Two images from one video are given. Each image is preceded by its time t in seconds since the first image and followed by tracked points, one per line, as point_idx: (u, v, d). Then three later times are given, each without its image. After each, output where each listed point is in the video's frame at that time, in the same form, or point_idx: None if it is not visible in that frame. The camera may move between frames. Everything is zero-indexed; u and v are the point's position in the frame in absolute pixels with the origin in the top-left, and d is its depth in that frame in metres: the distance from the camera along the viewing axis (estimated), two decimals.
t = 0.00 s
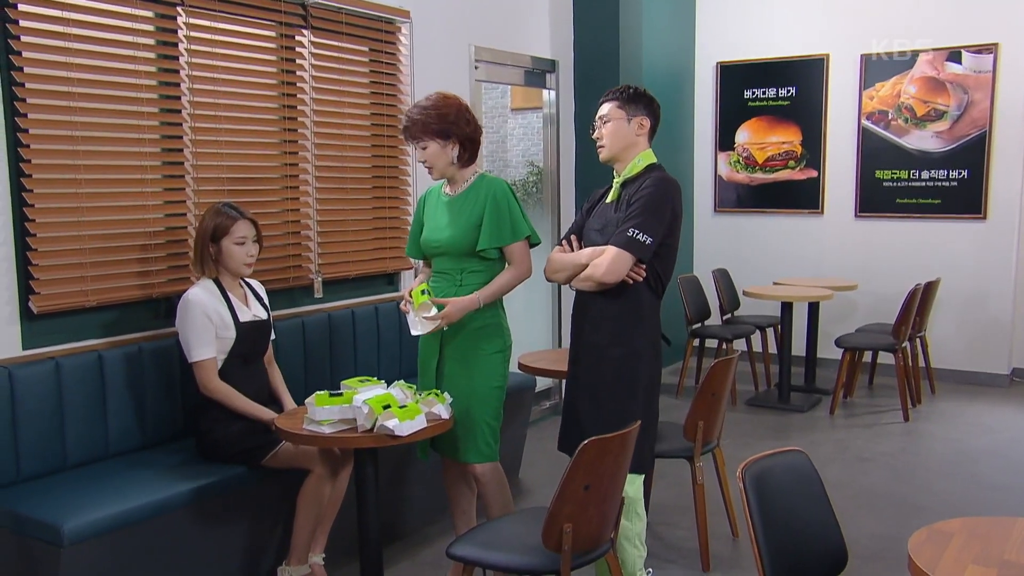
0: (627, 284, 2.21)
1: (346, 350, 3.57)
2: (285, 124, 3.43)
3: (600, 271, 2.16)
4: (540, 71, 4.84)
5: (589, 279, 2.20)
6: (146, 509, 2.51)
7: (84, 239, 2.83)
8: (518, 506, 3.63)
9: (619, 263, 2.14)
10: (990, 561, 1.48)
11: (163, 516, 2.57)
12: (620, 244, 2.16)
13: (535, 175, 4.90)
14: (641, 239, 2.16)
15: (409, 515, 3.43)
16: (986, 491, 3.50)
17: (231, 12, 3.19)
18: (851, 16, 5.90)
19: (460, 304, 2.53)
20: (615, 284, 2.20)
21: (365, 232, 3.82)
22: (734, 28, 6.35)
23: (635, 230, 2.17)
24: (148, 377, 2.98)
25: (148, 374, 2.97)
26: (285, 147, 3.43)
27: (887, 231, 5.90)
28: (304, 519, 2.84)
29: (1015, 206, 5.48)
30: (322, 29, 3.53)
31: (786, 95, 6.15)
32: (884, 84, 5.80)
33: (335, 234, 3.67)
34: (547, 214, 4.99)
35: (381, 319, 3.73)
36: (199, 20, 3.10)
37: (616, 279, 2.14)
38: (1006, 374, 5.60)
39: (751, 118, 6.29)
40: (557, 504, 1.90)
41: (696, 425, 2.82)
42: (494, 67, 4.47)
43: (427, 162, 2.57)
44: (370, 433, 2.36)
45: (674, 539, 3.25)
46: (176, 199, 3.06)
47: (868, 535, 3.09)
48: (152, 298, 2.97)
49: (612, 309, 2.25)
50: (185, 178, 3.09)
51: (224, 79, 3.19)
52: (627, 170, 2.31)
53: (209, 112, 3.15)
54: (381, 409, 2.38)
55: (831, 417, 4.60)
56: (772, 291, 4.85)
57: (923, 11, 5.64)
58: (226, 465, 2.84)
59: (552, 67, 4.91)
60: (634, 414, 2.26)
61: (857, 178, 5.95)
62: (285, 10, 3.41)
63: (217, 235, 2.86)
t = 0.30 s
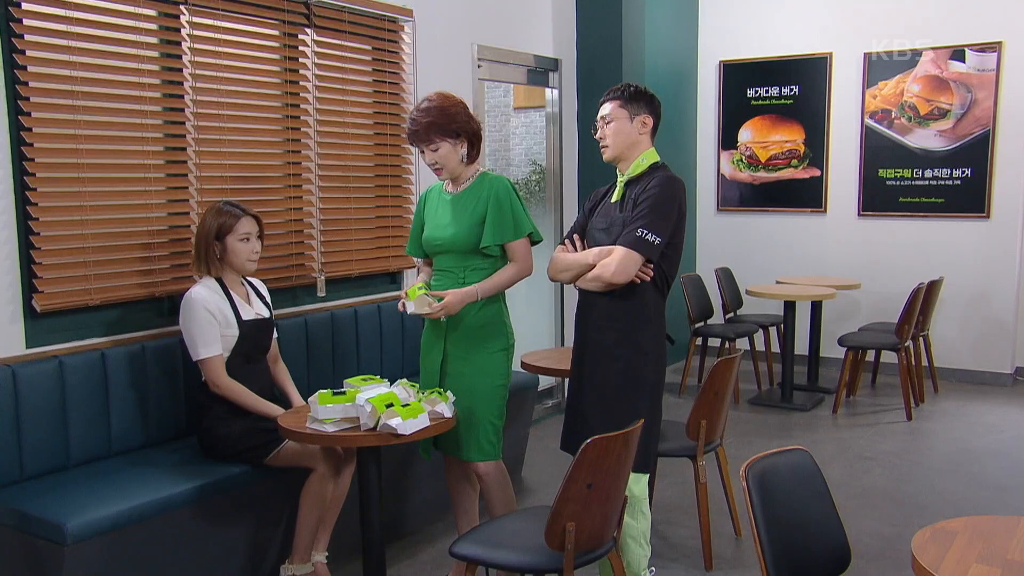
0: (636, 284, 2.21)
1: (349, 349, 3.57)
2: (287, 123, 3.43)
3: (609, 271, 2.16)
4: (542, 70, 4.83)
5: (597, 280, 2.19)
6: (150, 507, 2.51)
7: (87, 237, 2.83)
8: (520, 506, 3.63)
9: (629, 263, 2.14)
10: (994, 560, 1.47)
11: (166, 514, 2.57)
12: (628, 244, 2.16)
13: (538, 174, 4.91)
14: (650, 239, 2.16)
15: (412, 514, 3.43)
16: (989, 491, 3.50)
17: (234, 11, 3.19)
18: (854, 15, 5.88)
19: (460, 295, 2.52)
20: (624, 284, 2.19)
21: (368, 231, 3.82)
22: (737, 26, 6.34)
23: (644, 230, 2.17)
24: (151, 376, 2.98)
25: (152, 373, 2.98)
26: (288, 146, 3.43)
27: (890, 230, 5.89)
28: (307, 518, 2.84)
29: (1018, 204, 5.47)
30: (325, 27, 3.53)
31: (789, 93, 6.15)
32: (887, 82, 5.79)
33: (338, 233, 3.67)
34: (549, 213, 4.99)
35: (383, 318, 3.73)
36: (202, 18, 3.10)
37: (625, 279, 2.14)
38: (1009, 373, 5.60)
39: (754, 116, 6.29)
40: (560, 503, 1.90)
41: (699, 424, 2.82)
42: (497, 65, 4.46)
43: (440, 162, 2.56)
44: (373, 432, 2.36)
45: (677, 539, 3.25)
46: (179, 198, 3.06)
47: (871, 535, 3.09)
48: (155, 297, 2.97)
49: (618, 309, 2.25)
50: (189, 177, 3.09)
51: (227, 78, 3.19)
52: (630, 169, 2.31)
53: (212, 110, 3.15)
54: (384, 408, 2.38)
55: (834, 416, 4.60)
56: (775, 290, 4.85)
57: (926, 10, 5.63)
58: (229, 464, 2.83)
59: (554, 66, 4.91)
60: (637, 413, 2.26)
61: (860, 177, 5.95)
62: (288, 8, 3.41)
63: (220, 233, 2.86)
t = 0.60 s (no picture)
0: (633, 285, 2.21)
1: (349, 348, 3.57)
2: (287, 122, 3.42)
3: (605, 272, 2.16)
4: (542, 69, 4.83)
5: (594, 280, 2.19)
6: (150, 506, 2.51)
7: (87, 237, 2.83)
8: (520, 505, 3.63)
9: (625, 264, 2.14)
10: (994, 560, 1.47)
11: (166, 513, 2.57)
12: (624, 245, 2.16)
13: (538, 173, 4.91)
14: (645, 240, 2.16)
15: (412, 513, 3.43)
16: (989, 490, 3.50)
17: (234, 10, 3.19)
18: (855, 14, 5.88)
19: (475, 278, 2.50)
20: (620, 285, 2.19)
21: (368, 230, 3.82)
22: (737, 25, 6.34)
23: (639, 231, 2.17)
24: (151, 375, 2.98)
25: (152, 373, 2.98)
26: (288, 145, 3.43)
27: (890, 229, 5.89)
28: (307, 516, 2.83)
29: (1019, 204, 5.47)
30: (325, 27, 3.53)
31: (790, 93, 6.14)
32: (887, 82, 5.79)
33: (338, 232, 3.67)
34: (550, 212, 4.99)
35: (383, 317, 3.73)
36: (202, 18, 3.10)
37: (621, 280, 2.14)
38: (1009, 373, 5.59)
39: (754, 116, 6.29)
40: (560, 502, 1.90)
41: (699, 422, 2.82)
42: (497, 65, 4.46)
43: (454, 159, 2.56)
44: (373, 431, 2.36)
45: (677, 538, 3.25)
46: (179, 197, 3.06)
47: (871, 535, 3.09)
48: (154, 296, 2.97)
49: (618, 309, 2.25)
50: (189, 177, 3.09)
51: (227, 77, 3.19)
52: (631, 170, 2.31)
53: (212, 110, 3.15)
54: (384, 407, 2.38)
55: (835, 415, 4.60)
56: (775, 290, 4.85)
57: (926, 9, 5.63)
58: (229, 463, 2.83)
59: (554, 65, 4.91)
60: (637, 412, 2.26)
61: (861, 176, 5.94)
62: (288, 8, 3.41)
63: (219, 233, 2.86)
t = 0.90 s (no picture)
0: (632, 285, 2.20)
1: (349, 348, 3.57)
2: (287, 122, 3.42)
3: (605, 272, 2.15)
4: (542, 69, 4.84)
5: (593, 280, 2.19)
6: (150, 506, 2.51)
7: (87, 237, 2.83)
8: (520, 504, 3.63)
9: (624, 264, 2.14)
10: (995, 560, 1.47)
11: (166, 513, 2.57)
12: (623, 246, 2.16)
13: (538, 173, 4.91)
14: (644, 240, 2.16)
15: (412, 513, 3.43)
16: (989, 490, 3.50)
17: (234, 10, 3.19)
18: (855, 14, 5.88)
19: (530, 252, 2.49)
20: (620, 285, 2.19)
21: (368, 230, 3.82)
22: (738, 25, 6.34)
23: (639, 232, 2.17)
24: (151, 375, 2.98)
25: (152, 373, 2.98)
26: (288, 145, 3.43)
27: (890, 229, 5.89)
28: (307, 516, 2.83)
29: (1019, 204, 5.47)
30: (325, 27, 3.53)
31: (790, 93, 6.14)
32: (887, 82, 5.79)
33: (337, 232, 3.67)
34: (550, 212, 5.00)
35: (383, 317, 3.73)
36: (202, 18, 3.10)
37: (621, 279, 2.14)
38: (1010, 373, 5.59)
39: (755, 116, 6.29)
40: (560, 502, 1.90)
41: (699, 422, 2.82)
42: (497, 65, 4.46)
43: (460, 157, 2.55)
44: (374, 431, 2.36)
45: (677, 538, 3.25)
46: (180, 197, 3.06)
47: (870, 535, 3.08)
48: (154, 296, 2.97)
49: (619, 309, 2.25)
50: (189, 177, 3.09)
51: (228, 78, 3.19)
52: (632, 170, 2.31)
53: (212, 110, 3.15)
54: (385, 407, 2.38)
55: (835, 415, 4.60)
56: (775, 290, 4.84)
57: (926, 9, 5.63)
58: (229, 463, 2.83)
59: (554, 65, 4.91)
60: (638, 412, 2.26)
61: (861, 176, 5.94)
62: (288, 8, 3.41)
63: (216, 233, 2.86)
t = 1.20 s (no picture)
0: (633, 286, 2.20)
1: (350, 348, 3.57)
2: (288, 121, 3.42)
3: (607, 274, 2.15)
4: (542, 69, 4.84)
5: (595, 281, 2.19)
6: (150, 506, 2.51)
7: (87, 237, 2.82)
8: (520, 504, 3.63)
9: (626, 265, 2.14)
10: (995, 560, 1.47)
11: (166, 513, 2.57)
12: (624, 246, 2.16)
13: (538, 173, 4.92)
14: (646, 241, 2.15)
15: (412, 513, 3.43)
16: (990, 490, 3.50)
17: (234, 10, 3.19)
18: (855, 13, 5.88)
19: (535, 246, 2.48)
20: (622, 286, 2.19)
21: (369, 230, 3.82)
22: (738, 25, 6.34)
23: (640, 233, 2.16)
24: (151, 376, 2.98)
25: (152, 373, 2.97)
26: (288, 145, 3.43)
27: (890, 229, 5.89)
28: (308, 516, 2.83)
29: (1019, 204, 5.47)
30: (325, 27, 3.53)
31: (790, 93, 6.14)
32: (888, 82, 5.79)
33: (338, 232, 3.67)
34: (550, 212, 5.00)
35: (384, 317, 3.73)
36: (202, 18, 3.10)
37: (622, 280, 2.15)
38: (1010, 373, 5.59)
39: (755, 116, 6.29)
40: (560, 502, 1.90)
41: (699, 422, 2.82)
42: (497, 65, 4.46)
43: (462, 157, 2.55)
44: (374, 431, 2.36)
45: (678, 538, 3.25)
46: (180, 197, 3.06)
47: (870, 535, 3.08)
48: (154, 296, 2.97)
49: (619, 309, 2.25)
50: (189, 177, 3.09)
51: (228, 78, 3.19)
52: (631, 170, 2.31)
53: (212, 110, 3.15)
54: (385, 407, 2.38)
55: (835, 415, 4.60)
56: (776, 290, 4.84)
57: (927, 9, 5.63)
58: (229, 462, 2.83)
59: (554, 65, 4.92)
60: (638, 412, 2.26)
61: (861, 176, 5.95)
62: (289, 7, 3.40)
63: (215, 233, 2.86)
